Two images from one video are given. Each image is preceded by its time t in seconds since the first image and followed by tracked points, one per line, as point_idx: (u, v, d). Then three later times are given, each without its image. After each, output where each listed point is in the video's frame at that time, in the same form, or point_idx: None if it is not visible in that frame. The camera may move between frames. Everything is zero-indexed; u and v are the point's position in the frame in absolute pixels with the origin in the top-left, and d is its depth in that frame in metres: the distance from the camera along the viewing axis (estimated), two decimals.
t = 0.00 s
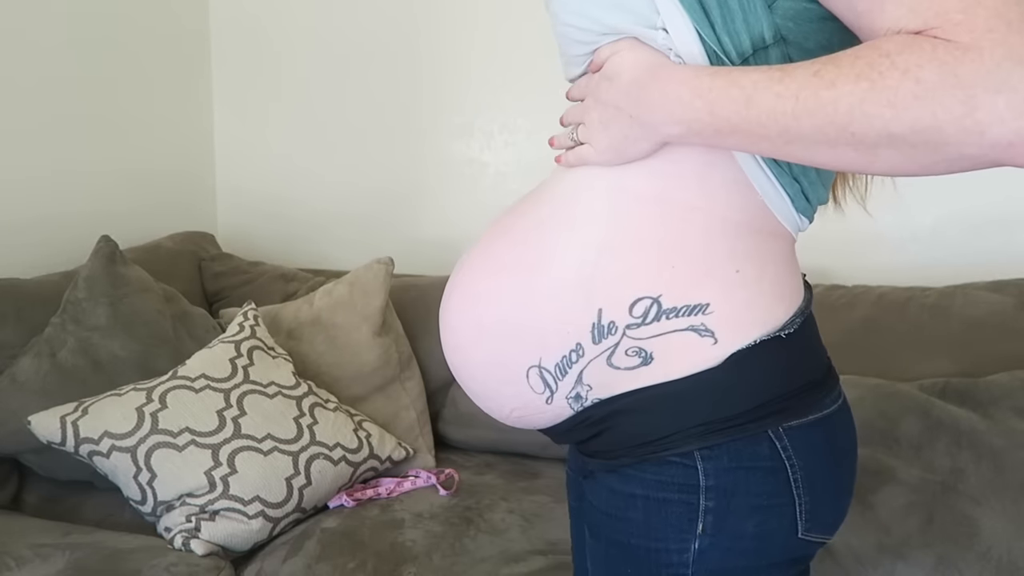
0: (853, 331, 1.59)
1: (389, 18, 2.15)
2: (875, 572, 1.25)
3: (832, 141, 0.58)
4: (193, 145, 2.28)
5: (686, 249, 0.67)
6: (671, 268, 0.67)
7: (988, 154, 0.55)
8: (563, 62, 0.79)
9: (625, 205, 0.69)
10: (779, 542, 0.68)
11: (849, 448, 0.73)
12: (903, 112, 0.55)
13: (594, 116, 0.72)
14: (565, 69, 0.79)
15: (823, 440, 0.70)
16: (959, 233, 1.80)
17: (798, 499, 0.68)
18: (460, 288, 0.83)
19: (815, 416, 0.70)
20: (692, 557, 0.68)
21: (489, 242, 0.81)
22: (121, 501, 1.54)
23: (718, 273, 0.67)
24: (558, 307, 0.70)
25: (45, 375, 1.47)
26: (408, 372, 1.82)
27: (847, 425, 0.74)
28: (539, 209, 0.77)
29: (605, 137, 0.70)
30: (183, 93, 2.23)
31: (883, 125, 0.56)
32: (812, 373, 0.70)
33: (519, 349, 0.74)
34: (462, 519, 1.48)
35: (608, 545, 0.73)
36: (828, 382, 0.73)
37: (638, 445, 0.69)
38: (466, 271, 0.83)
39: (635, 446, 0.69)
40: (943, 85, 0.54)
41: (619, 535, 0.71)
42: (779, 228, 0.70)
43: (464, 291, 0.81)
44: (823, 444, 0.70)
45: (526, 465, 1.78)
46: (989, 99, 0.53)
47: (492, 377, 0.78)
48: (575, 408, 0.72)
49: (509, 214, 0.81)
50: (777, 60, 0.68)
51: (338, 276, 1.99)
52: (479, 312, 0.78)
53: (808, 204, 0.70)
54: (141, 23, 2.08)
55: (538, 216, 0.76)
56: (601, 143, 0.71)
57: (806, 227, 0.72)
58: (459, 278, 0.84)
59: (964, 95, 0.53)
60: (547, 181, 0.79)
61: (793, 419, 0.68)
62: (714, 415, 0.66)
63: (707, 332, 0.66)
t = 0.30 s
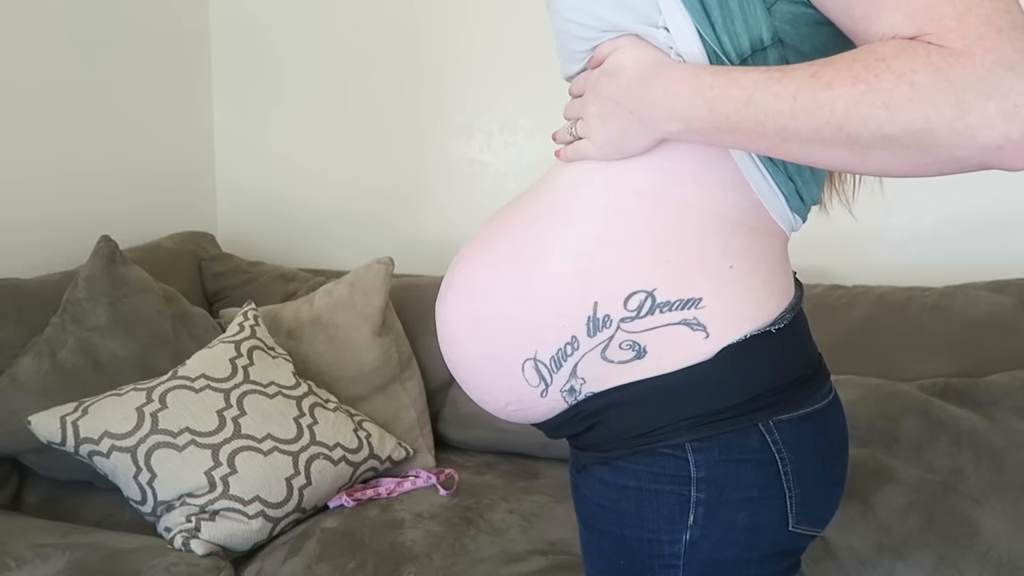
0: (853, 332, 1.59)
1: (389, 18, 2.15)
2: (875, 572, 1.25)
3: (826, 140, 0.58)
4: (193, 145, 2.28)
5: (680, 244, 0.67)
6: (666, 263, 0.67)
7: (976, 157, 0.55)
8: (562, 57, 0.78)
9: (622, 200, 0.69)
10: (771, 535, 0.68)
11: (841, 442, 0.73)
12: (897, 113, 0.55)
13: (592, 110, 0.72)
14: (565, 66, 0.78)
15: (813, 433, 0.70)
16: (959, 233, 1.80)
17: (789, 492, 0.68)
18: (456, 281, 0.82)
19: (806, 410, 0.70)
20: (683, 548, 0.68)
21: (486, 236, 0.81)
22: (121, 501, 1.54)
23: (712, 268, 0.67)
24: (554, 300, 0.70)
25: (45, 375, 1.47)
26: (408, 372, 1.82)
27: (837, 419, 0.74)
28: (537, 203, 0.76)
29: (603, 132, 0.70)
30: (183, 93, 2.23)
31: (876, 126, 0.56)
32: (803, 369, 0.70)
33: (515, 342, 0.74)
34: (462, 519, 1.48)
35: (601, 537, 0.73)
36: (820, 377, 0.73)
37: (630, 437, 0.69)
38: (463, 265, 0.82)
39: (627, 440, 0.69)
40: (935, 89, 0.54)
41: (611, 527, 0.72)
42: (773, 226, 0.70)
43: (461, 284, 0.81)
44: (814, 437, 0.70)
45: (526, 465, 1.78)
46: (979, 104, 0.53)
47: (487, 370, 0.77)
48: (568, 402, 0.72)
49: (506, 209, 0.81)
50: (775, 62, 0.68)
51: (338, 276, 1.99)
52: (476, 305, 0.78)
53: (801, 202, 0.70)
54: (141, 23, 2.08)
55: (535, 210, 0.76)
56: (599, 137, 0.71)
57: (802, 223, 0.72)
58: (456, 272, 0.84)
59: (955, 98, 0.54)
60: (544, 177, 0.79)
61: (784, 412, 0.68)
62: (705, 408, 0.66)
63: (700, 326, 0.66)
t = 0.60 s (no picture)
0: (853, 332, 1.59)
1: (389, 17, 2.15)
2: (875, 572, 1.25)
3: (820, 142, 0.58)
4: (193, 145, 2.28)
5: (681, 243, 0.67)
6: (666, 262, 0.67)
7: (969, 158, 0.55)
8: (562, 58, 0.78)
9: (622, 200, 0.69)
10: (772, 533, 0.68)
11: (844, 442, 0.73)
12: (888, 114, 0.55)
13: (591, 110, 0.72)
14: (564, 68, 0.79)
15: (815, 432, 0.70)
16: (959, 233, 1.80)
17: (790, 491, 0.68)
18: (460, 282, 0.83)
19: (808, 409, 0.69)
20: (684, 545, 0.68)
21: (488, 238, 0.81)
22: (121, 501, 1.54)
23: (713, 266, 0.67)
24: (555, 300, 0.70)
25: (45, 375, 1.46)
26: (408, 372, 1.82)
27: (840, 418, 0.73)
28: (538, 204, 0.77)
29: (602, 132, 0.70)
30: (183, 93, 2.23)
31: (868, 128, 0.56)
32: (805, 368, 0.70)
33: (517, 342, 0.74)
34: (462, 519, 1.48)
35: (603, 534, 0.73)
36: (822, 376, 0.73)
37: (632, 434, 0.69)
38: (466, 266, 0.83)
39: (628, 438, 0.69)
40: (927, 91, 0.54)
41: (612, 523, 0.72)
42: (774, 226, 0.70)
43: (465, 286, 0.81)
44: (816, 436, 0.69)
45: (525, 464, 1.78)
46: (971, 105, 0.53)
47: (489, 370, 0.78)
48: (571, 400, 0.72)
49: (507, 210, 0.82)
50: (771, 64, 0.67)
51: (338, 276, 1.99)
52: (478, 305, 0.78)
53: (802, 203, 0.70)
54: (142, 23, 2.08)
55: (537, 211, 0.76)
56: (598, 137, 0.71)
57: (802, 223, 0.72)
58: (459, 274, 0.84)
59: (947, 100, 0.54)
60: (546, 179, 0.79)
61: (786, 411, 0.68)
62: (706, 406, 0.66)
63: (701, 325, 0.66)
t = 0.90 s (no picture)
0: (853, 332, 1.59)
1: (389, 17, 2.15)
2: (876, 572, 1.25)
3: (844, 142, 0.58)
4: (192, 145, 2.28)
5: (699, 245, 0.67)
6: (684, 264, 0.67)
7: (993, 156, 0.55)
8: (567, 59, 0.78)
9: (633, 203, 0.69)
10: (789, 535, 0.69)
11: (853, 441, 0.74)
12: (914, 115, 0.55)
13: (602, 113, 0.71)
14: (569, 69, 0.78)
15: (830, 432, 0.70)
16: (958, 234, 1.80)
17: (806, 493, 0.69)
18: (463, 288, 0.82)
19: (824, 410, 0.70)
20: (704, 550, 0.68)
21: (492, 242, 0.81)
22: (121, 501, 1.54)
23: (731, 267, 0.67)
24: (567, 304, 0.70)
25: (45, 375, 1.46)
26: (408, 372, 1.82)
27: (850, 417, 0.74)
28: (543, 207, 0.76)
29: (614, 135, 0.70)
30: (183, 93, 2.23)
31: (894, 128, 0.56)
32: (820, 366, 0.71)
33: (530, 348, 0.73)
34: (462, 519, 1.48)
35: (615, 537, 0.73)
36: (833, 375, 0.74)
37: (651, 438, 0.68)
38: (469, 272, 0.82)
39: (645, 441, 0.69)
40: (952, 91, 0.54)
41: (625, 526, 0.72)
42: (786, 224, 0.70)
43: (469, 291, 0.80)
44: (830, 437, 0.70)
45: (525, 464, 1.78)
46: (996, 105, 0.54)
47: (498, 376, 0.77)
48: (587, 404, 0.72)
49: (509, 215, 0.81)
50: (786, 63, 0.68)
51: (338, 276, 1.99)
52: (485, 311, 0.77)
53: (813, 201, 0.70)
54: (141, 22, 2.08)
55: (543, 215, 0.76)
56: (610, 141, 0.70)
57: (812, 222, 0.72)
58: (461, 280, 0.83)
59: (973, 100, 0.54)
60: (548, 182, 0.79)
61: (803, 413, 0.69)
62: (727, 410, 0.66)
63: (723, 325, 0.66)
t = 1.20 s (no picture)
0: (853, 332, 1.58)
1: (389, 17, 2.15)
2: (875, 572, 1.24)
3: (950, 142, 0.58)
4: (193, 145, 2.28)
5: (774, 241, 0.64)
6: (765, 264, 0.63)
7: None
8: (581, 38, 0.68)
9: (705, 198, 0.63)
10: (844, 531, 0.67)
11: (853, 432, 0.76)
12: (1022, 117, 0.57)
13: (666, 100, 0.63)
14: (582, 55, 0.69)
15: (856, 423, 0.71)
16: (959, 233, 1.80)
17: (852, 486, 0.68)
18: (475, 294, 0.70)
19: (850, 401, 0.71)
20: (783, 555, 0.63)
21: (501, 243, 0.70)
22: (121, 501, 1.54)
23: (799, 264, 0.65)
24: (636, 311, 0.63)
25: (45, 375, 1.46)
26: (408, 372, 1.82)
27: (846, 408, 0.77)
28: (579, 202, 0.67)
29: (691, 122, 0.62)
30: (183, 93, 2.23)
31: (1001, 127, 0.57)
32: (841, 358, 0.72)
33: (586, 365, 0.64)
34: (462, 519, 1.48)
35: (677, 557, 0.64)
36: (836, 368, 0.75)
37: (729, 448, 0.63)
38: (480, 276, 0.70)
39: (721, 450, 0.63)
40: None
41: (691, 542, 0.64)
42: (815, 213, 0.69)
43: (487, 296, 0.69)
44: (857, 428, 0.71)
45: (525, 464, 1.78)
46: None
47: (534, 399, 0.66)
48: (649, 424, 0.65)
49: (520, 212, 0.71)
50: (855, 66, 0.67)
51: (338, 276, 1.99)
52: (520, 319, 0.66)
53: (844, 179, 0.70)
54: (141, 22, 2.08)
55: (582, 212, 0.66)
56: (683, 128, 0.62)
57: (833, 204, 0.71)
58: (468, 285, 0.72)
59: None
60: (558, 178, 0.70)
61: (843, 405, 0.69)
62: (800, 408, 0.64)
63: (801, 323, 0.64)
